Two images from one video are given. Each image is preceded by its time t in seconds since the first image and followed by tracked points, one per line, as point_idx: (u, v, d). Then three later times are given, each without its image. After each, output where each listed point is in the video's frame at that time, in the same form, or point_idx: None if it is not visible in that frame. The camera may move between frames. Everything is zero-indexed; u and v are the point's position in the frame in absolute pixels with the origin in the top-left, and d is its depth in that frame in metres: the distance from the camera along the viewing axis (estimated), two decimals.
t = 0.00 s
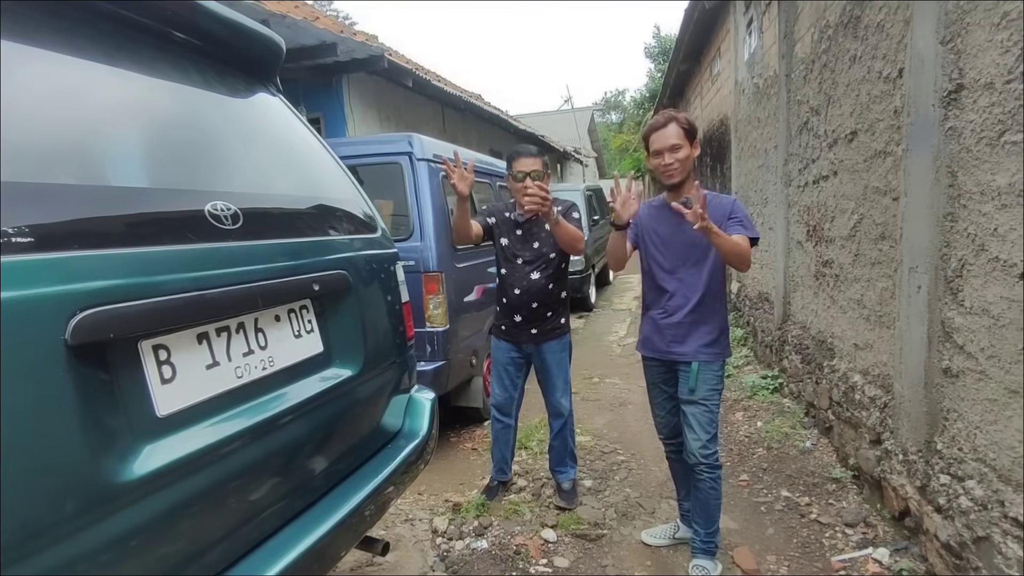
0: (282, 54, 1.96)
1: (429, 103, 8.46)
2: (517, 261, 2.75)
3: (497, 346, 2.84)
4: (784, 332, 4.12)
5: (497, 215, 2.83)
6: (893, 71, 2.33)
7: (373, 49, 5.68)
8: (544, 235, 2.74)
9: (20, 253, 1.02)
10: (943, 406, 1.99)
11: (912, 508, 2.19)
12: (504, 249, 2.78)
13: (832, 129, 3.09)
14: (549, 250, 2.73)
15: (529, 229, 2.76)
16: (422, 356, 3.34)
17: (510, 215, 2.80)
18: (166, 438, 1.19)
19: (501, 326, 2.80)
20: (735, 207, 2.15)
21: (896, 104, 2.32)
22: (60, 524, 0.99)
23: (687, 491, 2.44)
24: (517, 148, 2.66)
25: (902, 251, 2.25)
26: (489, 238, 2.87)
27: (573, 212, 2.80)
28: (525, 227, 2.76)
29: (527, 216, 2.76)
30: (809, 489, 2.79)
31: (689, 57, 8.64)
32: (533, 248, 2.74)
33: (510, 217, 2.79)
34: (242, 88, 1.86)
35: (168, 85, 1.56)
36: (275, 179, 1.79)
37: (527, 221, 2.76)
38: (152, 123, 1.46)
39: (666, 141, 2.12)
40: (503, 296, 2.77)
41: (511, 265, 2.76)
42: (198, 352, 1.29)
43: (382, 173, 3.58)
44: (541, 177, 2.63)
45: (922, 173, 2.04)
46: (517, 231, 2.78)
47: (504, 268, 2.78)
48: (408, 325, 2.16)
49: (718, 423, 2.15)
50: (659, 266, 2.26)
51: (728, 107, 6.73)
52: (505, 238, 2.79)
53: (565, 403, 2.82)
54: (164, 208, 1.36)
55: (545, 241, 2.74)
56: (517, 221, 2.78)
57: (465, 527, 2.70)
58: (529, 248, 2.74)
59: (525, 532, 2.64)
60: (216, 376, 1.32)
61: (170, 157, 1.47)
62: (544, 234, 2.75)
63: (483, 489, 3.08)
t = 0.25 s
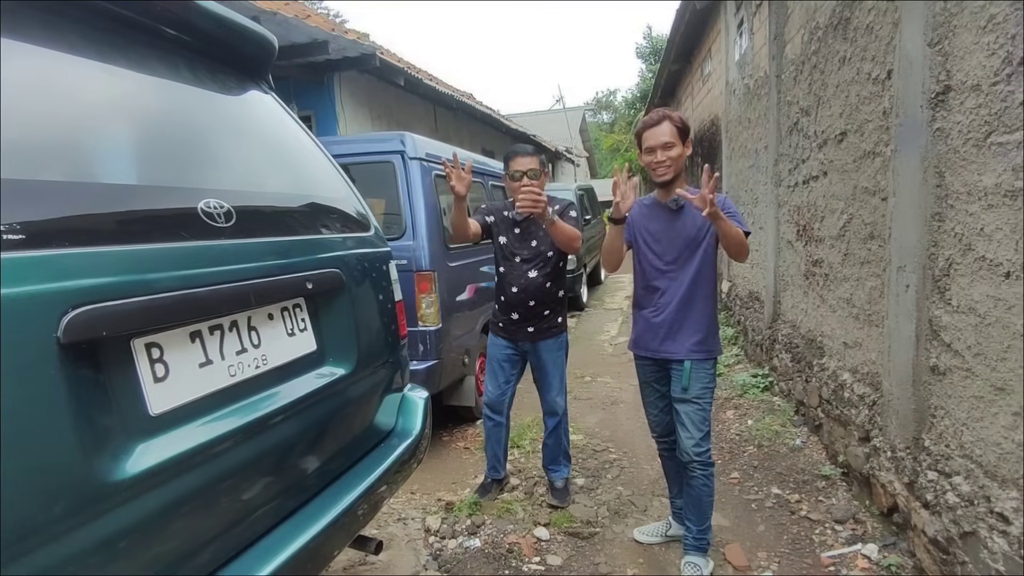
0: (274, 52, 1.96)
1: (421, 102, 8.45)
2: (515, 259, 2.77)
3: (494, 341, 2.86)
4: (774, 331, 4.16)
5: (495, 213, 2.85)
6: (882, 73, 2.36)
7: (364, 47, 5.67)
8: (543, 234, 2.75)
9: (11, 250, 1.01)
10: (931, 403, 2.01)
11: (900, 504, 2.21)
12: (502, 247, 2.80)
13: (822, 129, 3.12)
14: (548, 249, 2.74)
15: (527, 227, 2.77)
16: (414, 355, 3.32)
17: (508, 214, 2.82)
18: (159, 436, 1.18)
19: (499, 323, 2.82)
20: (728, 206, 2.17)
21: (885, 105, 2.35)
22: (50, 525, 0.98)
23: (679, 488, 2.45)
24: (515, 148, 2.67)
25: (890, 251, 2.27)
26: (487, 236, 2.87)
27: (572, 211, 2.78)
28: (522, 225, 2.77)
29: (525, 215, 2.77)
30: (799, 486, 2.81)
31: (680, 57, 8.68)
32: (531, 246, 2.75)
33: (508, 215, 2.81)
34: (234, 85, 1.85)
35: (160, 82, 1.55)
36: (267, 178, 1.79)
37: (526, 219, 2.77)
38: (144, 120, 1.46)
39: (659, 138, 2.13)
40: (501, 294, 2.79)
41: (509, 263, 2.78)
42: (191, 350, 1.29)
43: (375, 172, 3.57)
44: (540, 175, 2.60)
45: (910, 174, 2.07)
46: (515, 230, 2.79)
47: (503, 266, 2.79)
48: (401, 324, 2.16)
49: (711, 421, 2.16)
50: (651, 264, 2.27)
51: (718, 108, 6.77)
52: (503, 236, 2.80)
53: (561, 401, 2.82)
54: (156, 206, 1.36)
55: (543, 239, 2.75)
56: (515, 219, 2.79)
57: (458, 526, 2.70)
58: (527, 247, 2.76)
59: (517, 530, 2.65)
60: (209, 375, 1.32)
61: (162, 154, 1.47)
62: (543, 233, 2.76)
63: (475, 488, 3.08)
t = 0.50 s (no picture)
0: (269, 51, 1.96)
1: (415, 102, 8.43)
2: (500, 258, 2.77)
3: (480, 343, 2.85)
4: (766, 331, 4.18)
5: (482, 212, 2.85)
6: (874, 76, 2.38)
7: (358, 46, 5.65)
8: (527, 232, 2.74)
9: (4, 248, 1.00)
10: (921, 402, 2.03)
11: (890, 503, 2.23)
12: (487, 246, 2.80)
13: (814, 131, 3.14)
14: (532, 247, 2.74)
15: (512, 226, 2.77)
16: (408, 355, 3.32)
17: (494, 213, 2.82)
18: (153, 437, 1.18)
19: (484, 322, 2.82)
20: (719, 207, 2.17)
21: (876, 108, 2.37)
22: (42, 526, 0.98)
23: (672, 488, 2.47)
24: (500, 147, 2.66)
25: (881, 252, 2.29)
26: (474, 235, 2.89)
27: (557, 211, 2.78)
28: (507, 224, 2.78)
29: (511, 214, 2.77)
30: (791, 485, 2.83)
31: (673, 58, 8.71)
32: (516, 245, 2.75)
33: (493, 215, 2.81)
34: (229, 84, 1.84)
35: (154, 80, 1.54)
36: (261, 177, 1.78)
37: (511, 218, 2.78)
38: (138, 119, 1.45)
39: (649, 138, 2.15)
40: (485, 292, 2.79)
41: (494, 262, 2.78)
42: (185, 350, 1.28)
43: (368, 172, 3.57)
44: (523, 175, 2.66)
45: (901, 176, 2.09)
46: (501, 228, 2.79)
47: (488, 265, 2.80)
48: (395, 324, 2.16)
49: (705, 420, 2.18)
50: (644, 265, 2.28)
51: (711, 109, 6.81)
52: (489, 235, 2.81)
53: (548, 400, 2.81)
54: (150, 205, 1.35)
55: (528, 238, 2.74)
56: (500, 218, 2.79)
57: (451, 526, 2.70)
58: (512, 245, 2.76)
59: (511, 530, 2.65)
60: (203, 375, 1.31)
61: (156, 152, 1.46)
62: (528, 231, 2.75)
63: (469, 488, 3.08)
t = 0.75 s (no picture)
0: (267, 50, 1.95)
1: (411, 102, 8.43)
2: (481, 258, 2.76)
3: (463, 344, 2.83)
4: (762, 332, 4.20)
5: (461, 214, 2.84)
6: (870, 78, 2.39)
7: (354, 46, 5.65)
8: (508, 232, 2.75)
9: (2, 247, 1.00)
10: (915, 403, 2.05)
11: (885, 503, 2.25)
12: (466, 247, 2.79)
13: (810, 133, 3.16)
14: (513, 247, 2.74)
15: (492, 227, 2.77)
16: (405, 355, 3.32)
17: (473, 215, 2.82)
18: (151, 436, 1.17)
19: (466, 323, 2.80)
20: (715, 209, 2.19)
21: (872, 110, 2.39)
22: (39, 527, 0.97)
23: (669, 488, 2.48)
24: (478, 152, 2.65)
25: (877, 253, 2.31)
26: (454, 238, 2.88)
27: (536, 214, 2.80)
28: (488, 225, 2.78)
29: (490, 215, 2.77)
30: (786, 485, 2.84)
31: (669, 59, 8.73)
32: (496, 244, 2.75)
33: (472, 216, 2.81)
34: (227, 83, 1.84)
35: (152, 79, 1.54)
36: (259, 177, 1.78)
37: (490, 220, 2.78)
38: (136, 118, 1.45)
39: (640, 138, 2.17)
40: (467, 292, 2.78)
41: (475, 262, 2.77)
42: (183, 349, 1.28)
43: (365, 171, 3.57)
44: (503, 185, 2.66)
45: (896, 177, 2.10)
46: (481, 229, 2.78)
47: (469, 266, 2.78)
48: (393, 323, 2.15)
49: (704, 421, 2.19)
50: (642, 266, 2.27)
51: (707, 110, 6.83)
52: (469, 236, 2.79)
53: (536, 399, 2.81)
54: (148, 204, 1.35)
55: (508, 238, 2.75)
56: (480, 220, 2.79)
57: (448, 526, 2.70)
58: (492, 245, 2.75)
59: (508, 531, 2.65)
60: (202, 374, 1.31)
61: (154, 151, 1.46)
62: (508, 231, 2.76)
63: (466, 488, 3.08)
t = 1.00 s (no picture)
0: (268, 50, 1.95)
1: (412, 101, 8.42)
2: (471, 261, 2.76)
3: (457, 345, 2.84)
4: (762, 332, 4.20)
5: (447, 221, 2.83)
6: (871, 79, 2.39)
7: (355, 45, 5.64)
8: (497, 235, 2.74)
9: (5, 247, 1.00)
10: (916, 404, 2.05)
11: (885, 504, 2.25)
12: (456, 252, 2.78)
13: (811, 133, 3.16)
14: (502, 248, 2.74)
15: (481, 230, 2.76)
16: (405, 355, 3.31)
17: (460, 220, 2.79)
18: (154, 436, 1.18)
19: (460, 324, 2.81)
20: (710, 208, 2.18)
21: (873, 111, 2.39)
22: (41, 527, 0.97)
23: (670, 488, 2.47)
24: (462, 159, 2.65)
25: (878, 254, 2.31)
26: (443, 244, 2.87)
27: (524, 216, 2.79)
28: (476, 229, 2.76)
29: (478, 219, 2.76)
30: (786, 486, 2.85)
31: (670, 60, 8.73)
32: (485, 247, 2.74)
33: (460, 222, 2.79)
34: (229, 82, 1.84)
35: (154, 78, 1.54)
36: (260, 177, 1.78)
37: (478, 223, 2.76)
38: (138, 118, 1.45)
39: (633, 141, 2.15)
40: (459, 295, 2.78)
41: (465, 266, 2.76)
42: (186, 349, 1.28)
43: (366, 171, 3.57)
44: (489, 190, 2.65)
45: (898, 178, 2.10)
46: (469, 234, 2.77)
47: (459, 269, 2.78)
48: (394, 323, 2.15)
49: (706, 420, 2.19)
50: (640, 266, 2.28)
51: (707, 111, 6.83)
52: (457, 241, 2.78)
53: (531, 398, 2.81)
54: (151, 204, 1.35)
55: (498, 241, 2.74)
56: (468, 224, 2.77)
57: (448, 526, 2.70)
58: (481, 248, 2.74)
59: (508, 531, 2.65)
60: (204, 374, 1.31)
61: (156, 151, 1.46)
62: (496, 234, 2.75)
63: (466, 488, 3.08)
